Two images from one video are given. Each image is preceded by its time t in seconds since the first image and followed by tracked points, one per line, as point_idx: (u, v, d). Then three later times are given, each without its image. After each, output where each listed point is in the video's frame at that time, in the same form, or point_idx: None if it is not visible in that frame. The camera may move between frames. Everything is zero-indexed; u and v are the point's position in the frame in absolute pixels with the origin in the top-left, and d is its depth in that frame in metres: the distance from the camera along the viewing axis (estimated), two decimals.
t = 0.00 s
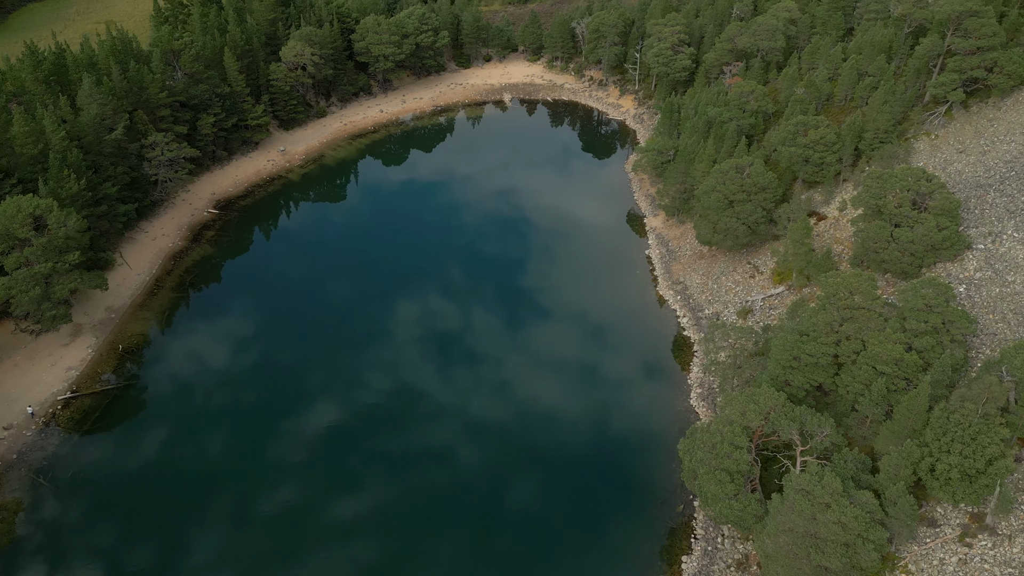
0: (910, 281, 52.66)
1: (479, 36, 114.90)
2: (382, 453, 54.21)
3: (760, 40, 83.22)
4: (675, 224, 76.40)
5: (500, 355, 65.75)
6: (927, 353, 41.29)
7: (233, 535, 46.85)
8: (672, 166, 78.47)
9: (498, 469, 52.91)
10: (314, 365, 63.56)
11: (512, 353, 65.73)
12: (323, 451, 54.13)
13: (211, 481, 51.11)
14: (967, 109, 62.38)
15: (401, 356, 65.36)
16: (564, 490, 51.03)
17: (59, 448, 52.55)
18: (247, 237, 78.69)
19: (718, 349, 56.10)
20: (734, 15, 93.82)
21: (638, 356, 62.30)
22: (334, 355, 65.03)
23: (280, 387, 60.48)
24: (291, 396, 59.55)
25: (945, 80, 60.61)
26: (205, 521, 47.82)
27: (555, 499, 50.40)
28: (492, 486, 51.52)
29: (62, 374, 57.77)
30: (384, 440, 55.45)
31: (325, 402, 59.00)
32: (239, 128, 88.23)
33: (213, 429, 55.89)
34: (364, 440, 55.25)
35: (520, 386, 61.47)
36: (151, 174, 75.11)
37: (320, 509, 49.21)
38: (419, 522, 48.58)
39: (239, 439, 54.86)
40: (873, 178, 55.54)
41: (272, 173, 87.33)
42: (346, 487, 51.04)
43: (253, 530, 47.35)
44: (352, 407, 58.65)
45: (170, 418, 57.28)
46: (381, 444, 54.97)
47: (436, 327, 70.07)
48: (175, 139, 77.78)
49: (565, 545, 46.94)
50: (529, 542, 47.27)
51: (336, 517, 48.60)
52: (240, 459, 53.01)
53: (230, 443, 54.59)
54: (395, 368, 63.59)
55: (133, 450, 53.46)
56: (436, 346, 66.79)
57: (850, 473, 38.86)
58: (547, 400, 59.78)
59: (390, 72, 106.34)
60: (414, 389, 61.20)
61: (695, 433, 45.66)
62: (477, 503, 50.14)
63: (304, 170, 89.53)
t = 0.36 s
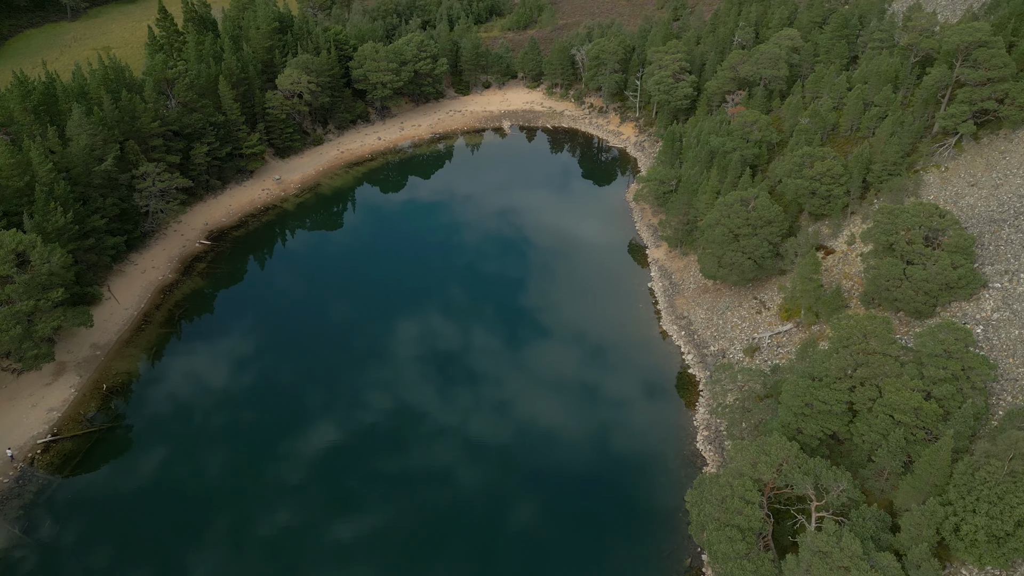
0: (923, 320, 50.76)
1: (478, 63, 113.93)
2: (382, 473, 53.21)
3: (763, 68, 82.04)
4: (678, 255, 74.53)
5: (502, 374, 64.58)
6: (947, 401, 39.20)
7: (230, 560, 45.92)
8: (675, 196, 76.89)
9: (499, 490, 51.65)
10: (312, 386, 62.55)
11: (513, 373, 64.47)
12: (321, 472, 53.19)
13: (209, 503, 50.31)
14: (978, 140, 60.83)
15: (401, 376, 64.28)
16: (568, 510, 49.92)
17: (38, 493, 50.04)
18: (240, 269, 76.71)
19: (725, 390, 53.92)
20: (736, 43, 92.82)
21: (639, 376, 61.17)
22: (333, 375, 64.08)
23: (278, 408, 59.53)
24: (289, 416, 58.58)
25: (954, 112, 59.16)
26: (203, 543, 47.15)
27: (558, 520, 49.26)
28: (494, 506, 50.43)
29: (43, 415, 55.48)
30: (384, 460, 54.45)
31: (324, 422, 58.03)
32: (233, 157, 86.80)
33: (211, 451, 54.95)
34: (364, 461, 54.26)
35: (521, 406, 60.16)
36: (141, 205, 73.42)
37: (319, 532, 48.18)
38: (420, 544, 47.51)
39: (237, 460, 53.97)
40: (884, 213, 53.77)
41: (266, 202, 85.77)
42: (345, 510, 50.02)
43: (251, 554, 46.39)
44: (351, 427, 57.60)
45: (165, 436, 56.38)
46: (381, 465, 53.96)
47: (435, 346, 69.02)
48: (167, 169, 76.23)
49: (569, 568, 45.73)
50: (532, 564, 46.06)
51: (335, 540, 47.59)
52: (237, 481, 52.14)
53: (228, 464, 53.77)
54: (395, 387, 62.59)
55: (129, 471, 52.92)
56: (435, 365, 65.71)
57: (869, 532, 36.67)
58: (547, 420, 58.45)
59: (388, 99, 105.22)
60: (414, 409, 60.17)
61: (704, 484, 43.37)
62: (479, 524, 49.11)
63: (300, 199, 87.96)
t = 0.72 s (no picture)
0: (940, 361, 48.70)
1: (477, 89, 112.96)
2: (380, 494, 53.01)
3: (766, 97, 80.65)
4: (682, 288, 72.52)
5: (501, 394, 64.39)
6: (970, 454, 36.98)
7: None
8: (678, 227, 75.14)
9: (498, 512, 51.21)
10: (311, 405, 62.50)
11: (513, 393, 64.29)
12: (320, 492, 53.04)
13: (207, 524, 50.16)
14: (990, 172, 59.11)
15: (401, 396, 64.12)
16: (568, 531, 49.61)
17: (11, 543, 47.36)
18: (231, 303, 74.65)
19: (733, 434, 51.53)
20: (738, 70, 91.57)
21: (640, 397, 60.62)
22: (333, 394, 64.00)
23: (278, 428, 59.48)
24: (288, 437, 58.50)
25: (965, 144, 57.49)
26: (199, 564, 46.75)
27: (559, 540, 48.90)
28: (494, 526, 50.20)
29: (22, 460, 52.92)
30: (383, 480, 54.34)
31: (323, 443, 57.98)
32: (227, 187, 85.28)
33: (210, 471, 54.85)
34: (363, 482, 54.11)
35: (520, 426, 59.86)
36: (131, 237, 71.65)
37: (317, 553, 47.90)
38: (419, 565, 47.21)
39: (235, 481, 53.89)
40: (896, 249, 51.83)
41: (260, 232, 84.03)
42: (343, 531, 49.78)
43: None
44: (351, 448, 57.47)
45: (164, 455, 56.47)
46: (380, 485, 53.81)
47: (436, 365, 68.89)
48: (159, 199, 74.68)
49: None
50: None
51: (332, 561, 47.27)
52: (236, 503, 51.99)
53: (226, 484, 53.67)
54: (395, 407, 62.51)
55: (128, 492, 52.77)
56: (436, 385, 65.56)
57: None
58: (547, 440, 58.18)
59: (386, 127, 103.97)
60: (414, 429, 60.00)
61: (714, 539, 40.97)
62: (478, 544, 48.85)
63: (295, 228, 86.19)
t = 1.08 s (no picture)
0: (959, 405, 46.60)
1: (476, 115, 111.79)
2: (380, 516, 52.63)
3: (770, 125, 79.15)
4: (686, 321, 70.45)
5: (501, 415, 64.15)
6: (996, 510, 34.62)
7: None
8: (681, 258, 73.25)
9: (498, 533, 50.86)
10: (311, 428, 62.33)
11: (513, 415, 64.02)
12: (319, 514, 52.64)
13: (205, 546, 49.71)
14: (1003, 205, 57.26)
15: (400, 418, 63.90)
16: (570, 553, 49.08)
17: None
18: (221, 337, 72.48)
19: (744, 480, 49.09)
20: (740, 97, 90.24)
21: (641, 418, 60.08)
22: (332, 417, 63.82)
23: (278, 451, 59.25)
24: (287, 460, 58.25)
25: (978, 176, 55.70)
26: None
27: (561, 563, 48.31)
28: (495, 549, 49.74)
29: None
30: (383, 502, 53.97)
31: (323, 465, 57.70)
32: (220, 216, 83.56)
33: (208, 494, 54.57)
34: (362, 504, 53.73)
35: (520, 447, 59.63)
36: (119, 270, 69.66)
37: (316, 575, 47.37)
38: None
39: (234, 504, 53.53)
40: (910, 286, 49.79)
41: (253, 262, 82.18)
42: (342, 553, 49.30)
43: None
44: (349, 469, 57.26)
45: (164, 477, 56.49)
46: (379, 507, 53.43)
47: (435, 387, 68.81)
48: (149, 230, 72.88)
49: None
50: None
51: None
52: (234, 525, 51.61)
53: (224, 507, 53.39)
54: (394, 430, 62.26)
55: (126, 513, 52.62)
56: (435, 407, 65.34)
57: None
58: (547, 462, 57.84)
59: (383, 153, 102.66)
60: (413, 452, 59.68)
61: None
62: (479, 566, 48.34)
63: (289, 258, 84.28)
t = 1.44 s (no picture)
0: (980, 452, 44.38)
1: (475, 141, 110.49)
2: (378, 539, 52.27)
3: (774, 152, 77.54)
4: (690, 354, 68.15)
5: (501, 436, 63.81)
6: None
7: None
8: (685, 289, 71.17)
9: (498, 555, 50.55)
10: (310, 449, 62.16)
11: (513, 434, 63.79)
12: (317, 537, 52.35)
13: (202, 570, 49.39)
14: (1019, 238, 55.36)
15: (399, 438, 63.60)
16: None
17: None
18: (210, 371, 70.18)
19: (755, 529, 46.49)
20: (742, 123, 88.82)
21: (641, 439, 59.70)
22: (332, 438, 63.61)
23: (276, 473, 58.99)
24: (286, 481, 57.97)
25: (993, 209, 53.90)
26: None
27: None
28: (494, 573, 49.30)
29: None
30: (381, 524, 53.65)
31: (321, 486, 57.43)
32: (212, 245, 81.71)
33: (206, 516, 54.38)
34: (360, 526, 53.38)
35: (520, 468, 59.32)
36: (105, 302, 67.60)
37: None
38: None
39: (231, 527, 53.26)
40: (927, 325, 47.63)
41: (246, 292, 80.20)
42: None
43: None
44: (348, 491, 56.95)
45: (162, 499, 56.06)
46: (377, 530, 53.08)
47: (435, 406, 68.55)
48: (137, 261, 70.94)
49: None
50: None
51: None
52: (231, 550, 51.26)
53: (221, 530, 53.08)
54: (393, 450, 61.97)
55: (123, 537, 52.14)
56: (435, 427, 65.10)
57: None
58: (547, 483, 57.56)
59: (381, 180, 101.15)
60: (413, 472, 59.34)
61: None
62: None
63: (282, 287, 82.26)
